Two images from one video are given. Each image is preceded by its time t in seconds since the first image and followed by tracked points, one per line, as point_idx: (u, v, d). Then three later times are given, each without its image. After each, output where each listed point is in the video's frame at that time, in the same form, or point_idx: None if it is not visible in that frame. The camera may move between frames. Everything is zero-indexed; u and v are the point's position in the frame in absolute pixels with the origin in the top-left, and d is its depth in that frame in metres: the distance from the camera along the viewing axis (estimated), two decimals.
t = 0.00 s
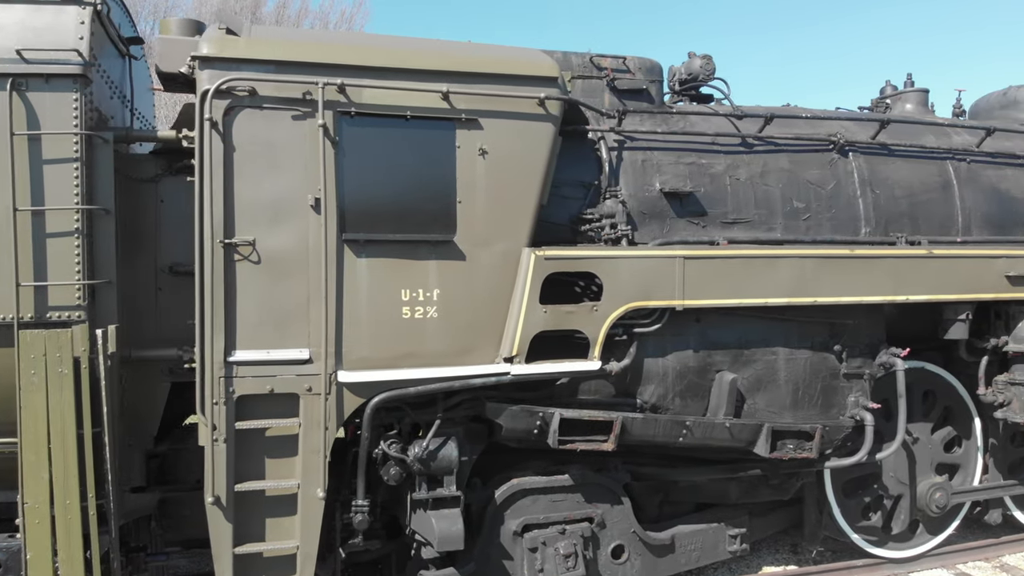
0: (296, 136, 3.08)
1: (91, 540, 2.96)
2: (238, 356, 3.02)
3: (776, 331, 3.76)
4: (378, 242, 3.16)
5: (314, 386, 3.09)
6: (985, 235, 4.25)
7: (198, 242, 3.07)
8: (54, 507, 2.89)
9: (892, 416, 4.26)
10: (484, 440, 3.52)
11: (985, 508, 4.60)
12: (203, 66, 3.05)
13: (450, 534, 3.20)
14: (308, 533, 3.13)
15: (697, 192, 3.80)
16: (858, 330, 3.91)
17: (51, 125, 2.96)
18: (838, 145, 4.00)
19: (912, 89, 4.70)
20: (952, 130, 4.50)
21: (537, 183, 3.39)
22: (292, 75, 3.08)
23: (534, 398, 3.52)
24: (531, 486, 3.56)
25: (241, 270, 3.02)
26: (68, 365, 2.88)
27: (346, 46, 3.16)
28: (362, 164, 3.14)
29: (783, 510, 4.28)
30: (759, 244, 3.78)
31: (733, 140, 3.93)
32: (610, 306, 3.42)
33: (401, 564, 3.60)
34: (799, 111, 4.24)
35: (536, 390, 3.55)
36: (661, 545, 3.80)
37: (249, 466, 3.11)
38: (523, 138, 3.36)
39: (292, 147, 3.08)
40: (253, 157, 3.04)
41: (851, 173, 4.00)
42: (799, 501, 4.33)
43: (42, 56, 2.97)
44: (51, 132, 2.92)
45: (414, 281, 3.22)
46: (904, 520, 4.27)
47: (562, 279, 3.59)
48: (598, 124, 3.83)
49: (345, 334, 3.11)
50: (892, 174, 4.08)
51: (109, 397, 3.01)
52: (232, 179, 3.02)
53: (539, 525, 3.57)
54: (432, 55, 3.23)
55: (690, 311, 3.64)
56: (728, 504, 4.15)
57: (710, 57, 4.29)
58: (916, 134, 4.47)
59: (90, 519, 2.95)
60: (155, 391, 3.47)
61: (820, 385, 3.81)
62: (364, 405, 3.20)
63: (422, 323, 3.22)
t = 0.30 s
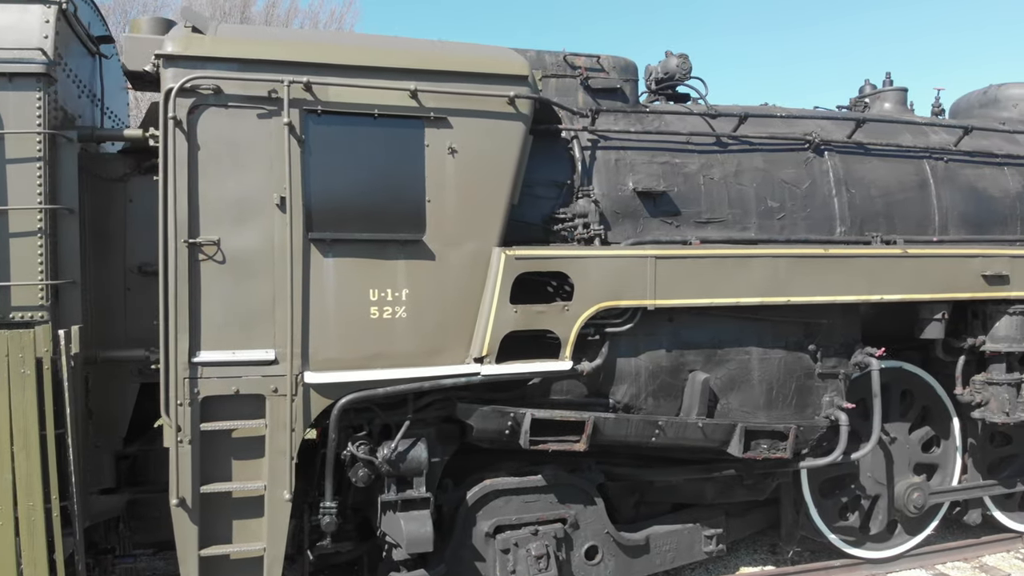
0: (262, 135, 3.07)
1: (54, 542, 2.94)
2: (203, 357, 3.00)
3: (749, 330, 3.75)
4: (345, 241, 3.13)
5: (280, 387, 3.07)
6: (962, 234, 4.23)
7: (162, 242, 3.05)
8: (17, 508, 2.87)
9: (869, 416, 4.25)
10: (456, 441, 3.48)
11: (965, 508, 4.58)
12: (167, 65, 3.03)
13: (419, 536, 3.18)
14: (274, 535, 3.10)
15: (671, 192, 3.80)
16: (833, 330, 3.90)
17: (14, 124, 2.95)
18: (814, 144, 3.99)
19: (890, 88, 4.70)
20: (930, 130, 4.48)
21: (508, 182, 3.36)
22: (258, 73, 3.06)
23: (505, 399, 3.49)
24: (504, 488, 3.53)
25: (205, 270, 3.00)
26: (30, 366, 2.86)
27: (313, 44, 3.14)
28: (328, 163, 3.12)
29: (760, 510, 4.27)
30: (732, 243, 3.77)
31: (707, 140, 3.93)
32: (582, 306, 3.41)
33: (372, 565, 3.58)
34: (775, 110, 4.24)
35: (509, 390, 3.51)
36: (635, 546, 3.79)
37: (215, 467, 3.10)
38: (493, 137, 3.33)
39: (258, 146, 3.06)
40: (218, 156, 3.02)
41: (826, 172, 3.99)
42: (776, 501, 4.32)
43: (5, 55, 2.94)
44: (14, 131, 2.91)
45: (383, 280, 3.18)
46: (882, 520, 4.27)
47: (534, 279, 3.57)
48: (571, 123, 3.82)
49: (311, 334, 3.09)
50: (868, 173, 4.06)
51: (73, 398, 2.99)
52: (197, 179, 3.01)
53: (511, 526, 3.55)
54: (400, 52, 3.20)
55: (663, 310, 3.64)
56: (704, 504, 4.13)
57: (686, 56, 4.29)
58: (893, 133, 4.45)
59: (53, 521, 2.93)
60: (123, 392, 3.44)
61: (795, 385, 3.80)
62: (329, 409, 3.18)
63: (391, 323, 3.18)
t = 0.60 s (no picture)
0: (229, 134, 3.05)
1: (19, 545, 2.92)
2: (169, 358, 2.98)
3: (724, 331, 3.75)
4: (313, 241, 3.11)
5: (247, 388, 3.04)
6: (941, 234, 4.20)
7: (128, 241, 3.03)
8: None
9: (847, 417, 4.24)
10: (428, 443, 3.45)
11: (945, 509, 4.56)
12: (133, 63, 3.00)
13: (389, 539, 3.15)
14: (241, 538, 3.08)
15: (646, 192, 3.78)
16: (809, 330, 3.88)
17: None
18: (790, 144, 3.97)
19: (870, 87, 4.68)
20: (909, 129, 4.46)
21: (480, 182, 3.32)
22: (225, 72, 3.04)
23: (477, 400, 3.46)
24: (477, 489, 3.51)
25: (171, 270, 2.98)
26: None
27: (281, 43, 3.11)
28: (295, 162, 3.09)
29: (738, 511, 4.26)
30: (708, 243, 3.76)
31: (683, 140, 3.92)
32: (554, 306, 3.38)
33: (344, 567, 3.55)
34: (752, 109, 4.22)
35: (481, 391, 3.49)
36: (610, 548, 3.77)
37: (183, 469, 3.08)
38: (464, 136, 3.29)
39: (226, 144, 3.04)
40: (184, 154, 3.00)
41: (803, 172, 3.97)
42: (754, 503, 4.31)
43: None
44: None
45: (352, 281, 3.15)
46: (862, 521, 4.25)
47: (508, 280, 3.55)
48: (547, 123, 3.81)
49: (279, 336, 3.06)
50: (845, 173, 4.04)
51: (39, 399, 2.97)
52: (163, 178, 2.99)
53: (484, 528, 3.53)
54: (369, 52, 3.18)
55: (637, 311, 3.64)
56: (682, 506, 4.12)
57: (664, 56, 4.28)
58: (872, 133, 4.42)
59: (18, 523, 2.91)
60: (92, 393, 3.42)
61: (770, 386, 3.78)
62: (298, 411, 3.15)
63: (360, 324, 3.15)
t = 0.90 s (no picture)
0: (191, 133, 3.02)
1: None
2: (130, 359, 2.96)
3: (696, 332, 3.74)
4: (277, 241, 3.08)
5: (209, 391, 3.02)
6: (917, 235, 4.17)
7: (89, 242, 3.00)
8: None
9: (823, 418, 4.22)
10: (396, 445, 3.41)
11: (923, 511, 4.53)
12: (94, 62, 2.98)
13: (353, 543, 3.13)
14: (204, 542, 3.06)
15: (618, 192, 3.77)
16: (783, 331, 3.86)
17: None
18: (765, 144, 3.95)
19: (848, 87, 4.66)
20: (887, 129, 4.44)
21: (449, 182, 3.28)
22: (188, 70, 3.01)
23: (445, 401, 3.43)
24: (446, 492, 3.47)
25: (132, 271, 2.96)
26: None
27: (245, 41, 3.08)
28: (259, 161, 3.07)
29: (714, 513, 4.24)
30: (679, 244, 3.76)
31: (657, 139, 3.90)
32: (524, 307, 3.35)
33: (313, 570, 3.51)
34: (727, 109, 4.20)
35: (450, 393, 3.46)
36: (582, 550, 3.74)
37: (145, 473, 3.05)
38: (432, 135, 3.26)
39: (188, 143, 3.02)
40: (145, 153, 2.98)
41: (778, 172, 3.95)
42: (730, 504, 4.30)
43: None
44: None
45: (317, 282, 3.12)
46: (837, 522, 4.23)
47: (478, 281, 3.53)
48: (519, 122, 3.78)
49: (242, 337, 3.04)
50: (820, 173, 4.02)
51: None
52: (124, 177, 2.96)
53: (454, 531, 3.50)
54: (335, 50, 3.16)
55: (608, 312, 3.62)
56: (656, 508, 4.09)
57: (640, 55, 4.26)
58: (850, 133, 4.40)
59: None
60: (58, 394, 3.40)
61: (743, 387, 3.76)
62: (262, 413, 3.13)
63: (325, 325, 3.12)
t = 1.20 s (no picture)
0: (151, 133, 3.00)
1: None
2: (89, 361, 2.94)
3: (666, 333, 3.73)
4: (238, 242, 3.06)
5: (169, 392, 3.00)
6: (891, 235, 4.15)
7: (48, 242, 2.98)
8: None
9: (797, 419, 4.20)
10: (363, 448, 3.35)
11: (899, 512, 4.50)
12: (53, 61, 2.95)
13: (316, 546, 3.11)
14: (164, 546, 3.03)
15: (589, 193, 3.75)
16: (755, 331, 3.85)
17: None
18: (737, 144, 3.94)
19: (825, 86, 4.64)
20: (862, 129, 4.43)
21: (414, 182, 3.24)
22: (147, 69, 2.99)
23: (412, 403, 3.37)
24: (413, 495, 3.43)
25: (91, 272, 2.93)
26: None
27: (206, 40, 3.06)
28: (221, 160, 3.05)
29: (688, 514, 4.22)
30: (650, 244, 3.74)
31: (629, 140, 3.89)
32: (491, 308, 3.31)
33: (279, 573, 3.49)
34: (701, 109, 4.18)
35: (418, 394, 3.41)
36: (553, 552, 3.72)
37: (106, 476, 3.04)
38: (397, 134, 3.21)
39: (149, 143, 3.00)
40: (103, 153, 2.95)
41: (750, 172, 3.94)
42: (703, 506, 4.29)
43: None
44: None
45: (278, 283, 3.09)
46: (812, 523, 4.23)
47: (447, 282, 3.49)
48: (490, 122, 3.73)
49: (202, 338, 3.02)
50: (793, 173, 4.00)
51: None
52: (82, 177, 2.94)
53: (422, 534, 3.46)
54: (299, 49, 3.14)
55: (578, 313, 3.60)
56: (630, 509, 4.07)
57: (613, 54, 4.24)
58: (825, 133, 4.39)
59: None
60: (22, 397, 3.37)
61: (714, 388, 3.75)
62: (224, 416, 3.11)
63: (287, 327, 3.09)
